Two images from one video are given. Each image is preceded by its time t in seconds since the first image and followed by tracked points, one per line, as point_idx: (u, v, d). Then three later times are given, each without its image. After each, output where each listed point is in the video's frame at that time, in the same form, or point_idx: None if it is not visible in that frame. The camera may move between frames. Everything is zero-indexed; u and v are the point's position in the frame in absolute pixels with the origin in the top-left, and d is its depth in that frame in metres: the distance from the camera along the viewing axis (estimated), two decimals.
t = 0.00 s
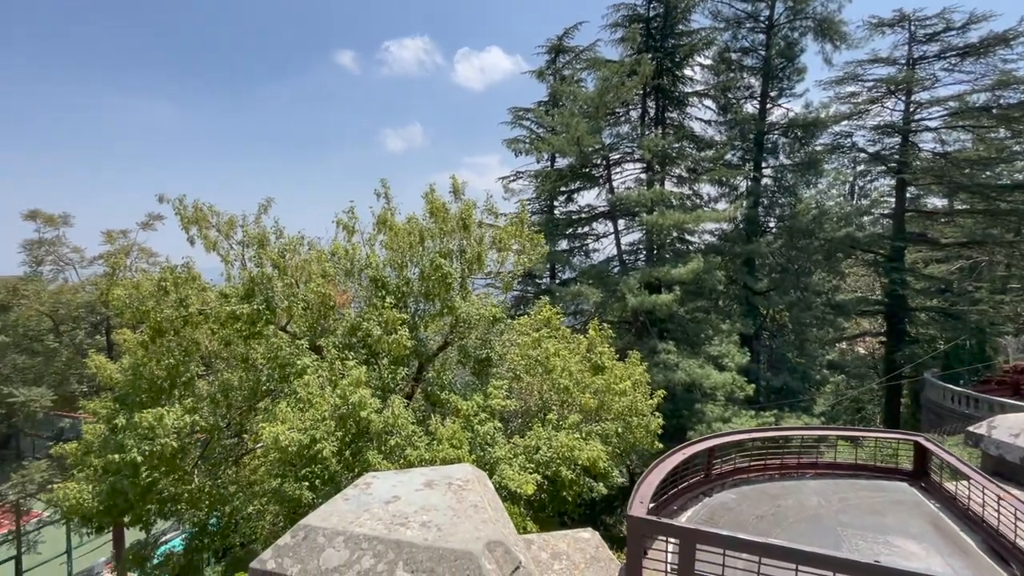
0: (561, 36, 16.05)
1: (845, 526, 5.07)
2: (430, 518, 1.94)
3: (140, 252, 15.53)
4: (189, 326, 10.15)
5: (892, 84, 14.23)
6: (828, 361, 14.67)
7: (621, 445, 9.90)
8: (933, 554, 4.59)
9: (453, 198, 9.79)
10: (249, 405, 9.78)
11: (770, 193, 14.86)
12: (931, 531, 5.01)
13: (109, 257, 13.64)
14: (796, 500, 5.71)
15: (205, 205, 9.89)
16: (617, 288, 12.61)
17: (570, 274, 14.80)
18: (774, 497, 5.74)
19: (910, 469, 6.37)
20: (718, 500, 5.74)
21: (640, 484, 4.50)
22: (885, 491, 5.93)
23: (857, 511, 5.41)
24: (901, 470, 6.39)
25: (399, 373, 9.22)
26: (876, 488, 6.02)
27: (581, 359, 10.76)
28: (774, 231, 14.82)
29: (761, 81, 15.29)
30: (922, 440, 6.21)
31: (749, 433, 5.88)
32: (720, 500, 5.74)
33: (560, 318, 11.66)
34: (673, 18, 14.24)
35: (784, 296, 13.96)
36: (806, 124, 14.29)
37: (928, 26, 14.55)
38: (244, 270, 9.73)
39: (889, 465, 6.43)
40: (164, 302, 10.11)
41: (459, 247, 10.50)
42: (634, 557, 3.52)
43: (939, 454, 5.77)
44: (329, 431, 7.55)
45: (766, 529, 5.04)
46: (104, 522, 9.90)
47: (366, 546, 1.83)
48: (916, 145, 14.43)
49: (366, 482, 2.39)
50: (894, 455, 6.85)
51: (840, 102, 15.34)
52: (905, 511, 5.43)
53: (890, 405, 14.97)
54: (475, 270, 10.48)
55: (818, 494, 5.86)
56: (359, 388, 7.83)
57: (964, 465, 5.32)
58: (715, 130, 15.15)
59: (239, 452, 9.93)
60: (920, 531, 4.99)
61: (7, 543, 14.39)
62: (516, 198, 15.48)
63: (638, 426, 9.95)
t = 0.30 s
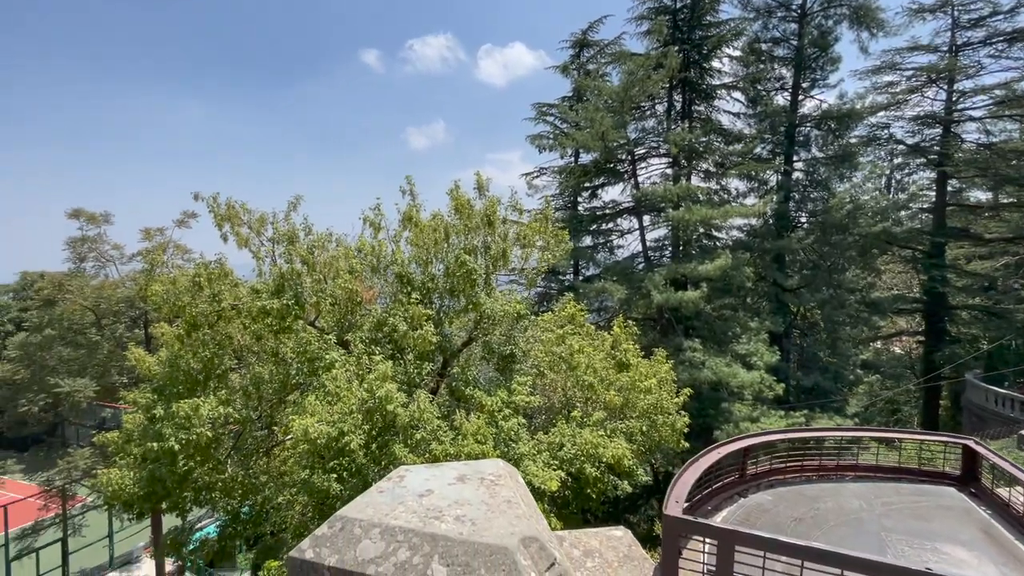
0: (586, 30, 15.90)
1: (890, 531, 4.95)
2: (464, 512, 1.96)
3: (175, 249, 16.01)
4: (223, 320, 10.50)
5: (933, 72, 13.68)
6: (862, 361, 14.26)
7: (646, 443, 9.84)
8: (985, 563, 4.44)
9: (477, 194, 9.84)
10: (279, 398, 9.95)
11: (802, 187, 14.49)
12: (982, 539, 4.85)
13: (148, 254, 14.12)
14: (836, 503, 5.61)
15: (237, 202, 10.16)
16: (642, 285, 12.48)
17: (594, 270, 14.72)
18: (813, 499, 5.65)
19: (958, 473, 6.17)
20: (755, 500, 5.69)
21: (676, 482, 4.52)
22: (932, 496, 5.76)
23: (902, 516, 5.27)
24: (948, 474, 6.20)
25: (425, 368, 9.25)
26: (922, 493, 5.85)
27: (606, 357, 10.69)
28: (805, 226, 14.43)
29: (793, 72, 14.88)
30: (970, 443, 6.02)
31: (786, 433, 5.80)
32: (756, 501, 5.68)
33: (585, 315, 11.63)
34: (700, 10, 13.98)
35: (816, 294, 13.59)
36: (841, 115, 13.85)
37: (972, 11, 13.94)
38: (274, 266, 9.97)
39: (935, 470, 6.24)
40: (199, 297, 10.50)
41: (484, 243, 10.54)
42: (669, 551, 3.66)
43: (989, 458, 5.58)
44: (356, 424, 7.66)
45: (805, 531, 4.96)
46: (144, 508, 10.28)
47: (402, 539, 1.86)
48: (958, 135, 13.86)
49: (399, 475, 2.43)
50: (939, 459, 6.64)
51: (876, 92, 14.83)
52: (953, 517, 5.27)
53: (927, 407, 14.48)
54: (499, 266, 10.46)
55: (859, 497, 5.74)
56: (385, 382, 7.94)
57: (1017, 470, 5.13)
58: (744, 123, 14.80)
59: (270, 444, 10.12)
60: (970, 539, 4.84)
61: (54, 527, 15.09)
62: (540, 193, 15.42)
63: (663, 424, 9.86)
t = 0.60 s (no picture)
0: (611, 23, 15.69)
1: (935, 538, 4.80)
2: (495, 509, 1.97)
3: (210, 246, 16.45)
4: (255, 315, 10.81)
5: (978, 59, 13.09)
6: (899, 361, 13.81)
7: (672, 442, 9.75)
8: None
9: (501, 190, 9.86)
10: (309, 391, 10.17)
11: (836, 180, 14.07)
12: None
13: (184, 250, 14.56)
14: (877, 508, 5.47)
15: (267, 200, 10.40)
16: (668, 281, 12.31)
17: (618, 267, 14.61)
18: (853, 503, 5.53)
19: (1010, 481, 5.93)
20: (790, 503, 5.63)
21: (709, 483, 4.55)
22: (981, 504, 5.56)
23: (948, 523, 5.11)
24: (999, 481, 5.97)
25: (450, 363, 9.32)
26: (970, 500, 5.65)
27: (631, 354, 10.61)
28: (839, 221, 14.04)
29: (827, 62, 14.44)
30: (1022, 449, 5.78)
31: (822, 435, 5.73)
32: (792, 505, 5.60)
33: (610, 312, 11.57)
34: None
35: (850, 291, 13.16)
36: (878, 106, 13.36)
37: None
38: (303, 263, 10.17)
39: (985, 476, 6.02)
40: (231, 292, 10.83)
41: (508, 240, 10.54)
42: (703, 548, 3.88)
43: None
44: (383, 418, 7.77)
45: (844, 536, 4.86)
46: (181, 495, 10.63)
47: (433, 533, 1.88)
48: (1006, 125, 13.23)
49: (429, 470, 2.45)
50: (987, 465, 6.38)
51: (917, 81, 14.24)
52: (1005, 526, 5.07)
53: (969, 409, 13.93)
54: (523, 262, 10.43)
55: (902, 503, 5.58)
56: (411, 377, 8.03)
57: None
58: (775, 115, 14.43)
59: (300, 436, 10.32)
60: None
61: (98, 512, 15.76)
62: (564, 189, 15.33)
63: (690, 424, 9.75)
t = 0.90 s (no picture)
0: (638, 15, 15.45)
1: (987, 548, 4.62)
2: (524, 507, 1.96)
3: (243, 243, 16.89)
4: (285, 310, 11.06)
5: None
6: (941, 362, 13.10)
7: (699, 441, 9.64)
8: None
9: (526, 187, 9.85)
10: (337, 386, 10.34)
11: (873, 174, 13.68)
12: None
13: (218, 248, 14.96)
14: (922, 515, 5.30)
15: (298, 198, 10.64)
16: (695, 279, 12.12)
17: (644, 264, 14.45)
18: (896, 510, 5.37)
19: None
20: (829, 508, 5.50)
21: (744, 487, 4.57)
22: None
23: (1000, 533, 4.90)
24: None
25: (475, 360, 9.34)
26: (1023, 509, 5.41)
27: (658, 352, 10.49)
28: (876, 216, 13.64)
29: (864, 51, 13.95)
30: None
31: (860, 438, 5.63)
32: (831, 510, 5.48)
33: (636, 309, 11.48)
34: None
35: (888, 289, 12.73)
36: (919, 96, 12.84)
37: None
38: (332, 260, 10.42)
39: None
40: (263, 288, 11.12)
41: (533, 237, 10.53)
42: (741, 554, 3.82)
43: None
44: (409, 413, 7.86)
45: (888, 544, 4.70)
46: (216, 484, 10.97)
47: (464, 530, 1.88)
48: None
49: (458, 466, 2.46)
50: None
51: (962, 68, 13.62)
52: None
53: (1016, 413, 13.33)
54: (548, 260, 10.48)
55: (948, 510, 5.39)
56: (437, 373, 8.11)
57: None
58: (809, 107, 14.02)
59: (329, 429, 10.46)
60: None
61: (139, 498, 16.39)
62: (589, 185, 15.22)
63: (718, 423, 9.61)
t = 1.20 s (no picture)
0: (668, 7, 15.17)
1: None
2: (557, 505, 1.95)
3: (276, 241, 17.28)
4: (317, 306, 11.28)
5: None
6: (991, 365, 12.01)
7: (730, 442, 9.43)
8: None
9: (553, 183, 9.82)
10: (367, 380, 10.50)
11: (917, 166, 13.13)
12: None
13: (254, 246, 15.34)
14: (978, 525, 5.08)
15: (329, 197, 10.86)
16: (727, 276, 11.87)
17: (673, 260, 14.27)
18: (948, 519, 5.17)
19: None
20: (875, 515, 5.35)
21: (785, 491, 4.58)
22: None
23: None
24: None
25: (502, 356, 9.34)
26: None
27: (688, 351, 10.33)
28: (920, 211, 13.14)
29: (908, 38, 13.37)
30: None
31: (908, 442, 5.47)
32: (877, 516, 5.33)
33: (665, 307, 11.35)
34: None
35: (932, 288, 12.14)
36: (968, 83, 12.25)
37: None
38: (362, 257, 10.65)
39: None
40: (296, 285, 11.39)
41: (560, 233, 10.48)
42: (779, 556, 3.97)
43: None
44: (437, 409, 7.92)
45: (940, 554, 4.53)
46: (251, 475, 11.28)
47: (497, 527, 1.88)
48: None
49: (490, 463, 2.46)
50: None
51: (1015, 54, 12.94)
52: None
53: None
54: (576, 257, 10.43)
55: (1006, 521, 5.15)
56: (464, 369, 8.15)
57: None
58: (848, 98, 13.54)
59: (359, 422, 10.62)
60: None
61: (180, 486, 17.01)
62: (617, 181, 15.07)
63: (750, 424, 9.41)
